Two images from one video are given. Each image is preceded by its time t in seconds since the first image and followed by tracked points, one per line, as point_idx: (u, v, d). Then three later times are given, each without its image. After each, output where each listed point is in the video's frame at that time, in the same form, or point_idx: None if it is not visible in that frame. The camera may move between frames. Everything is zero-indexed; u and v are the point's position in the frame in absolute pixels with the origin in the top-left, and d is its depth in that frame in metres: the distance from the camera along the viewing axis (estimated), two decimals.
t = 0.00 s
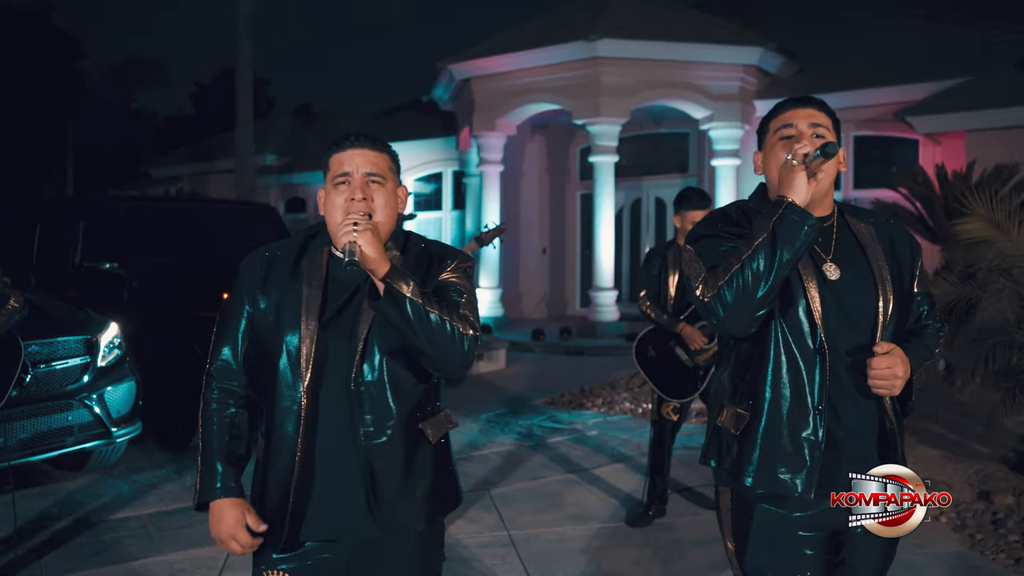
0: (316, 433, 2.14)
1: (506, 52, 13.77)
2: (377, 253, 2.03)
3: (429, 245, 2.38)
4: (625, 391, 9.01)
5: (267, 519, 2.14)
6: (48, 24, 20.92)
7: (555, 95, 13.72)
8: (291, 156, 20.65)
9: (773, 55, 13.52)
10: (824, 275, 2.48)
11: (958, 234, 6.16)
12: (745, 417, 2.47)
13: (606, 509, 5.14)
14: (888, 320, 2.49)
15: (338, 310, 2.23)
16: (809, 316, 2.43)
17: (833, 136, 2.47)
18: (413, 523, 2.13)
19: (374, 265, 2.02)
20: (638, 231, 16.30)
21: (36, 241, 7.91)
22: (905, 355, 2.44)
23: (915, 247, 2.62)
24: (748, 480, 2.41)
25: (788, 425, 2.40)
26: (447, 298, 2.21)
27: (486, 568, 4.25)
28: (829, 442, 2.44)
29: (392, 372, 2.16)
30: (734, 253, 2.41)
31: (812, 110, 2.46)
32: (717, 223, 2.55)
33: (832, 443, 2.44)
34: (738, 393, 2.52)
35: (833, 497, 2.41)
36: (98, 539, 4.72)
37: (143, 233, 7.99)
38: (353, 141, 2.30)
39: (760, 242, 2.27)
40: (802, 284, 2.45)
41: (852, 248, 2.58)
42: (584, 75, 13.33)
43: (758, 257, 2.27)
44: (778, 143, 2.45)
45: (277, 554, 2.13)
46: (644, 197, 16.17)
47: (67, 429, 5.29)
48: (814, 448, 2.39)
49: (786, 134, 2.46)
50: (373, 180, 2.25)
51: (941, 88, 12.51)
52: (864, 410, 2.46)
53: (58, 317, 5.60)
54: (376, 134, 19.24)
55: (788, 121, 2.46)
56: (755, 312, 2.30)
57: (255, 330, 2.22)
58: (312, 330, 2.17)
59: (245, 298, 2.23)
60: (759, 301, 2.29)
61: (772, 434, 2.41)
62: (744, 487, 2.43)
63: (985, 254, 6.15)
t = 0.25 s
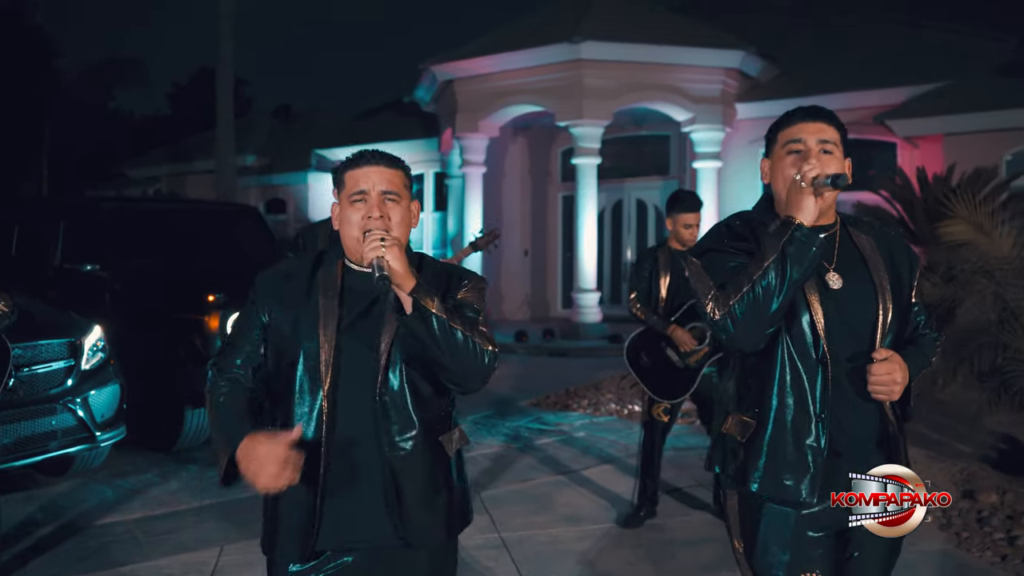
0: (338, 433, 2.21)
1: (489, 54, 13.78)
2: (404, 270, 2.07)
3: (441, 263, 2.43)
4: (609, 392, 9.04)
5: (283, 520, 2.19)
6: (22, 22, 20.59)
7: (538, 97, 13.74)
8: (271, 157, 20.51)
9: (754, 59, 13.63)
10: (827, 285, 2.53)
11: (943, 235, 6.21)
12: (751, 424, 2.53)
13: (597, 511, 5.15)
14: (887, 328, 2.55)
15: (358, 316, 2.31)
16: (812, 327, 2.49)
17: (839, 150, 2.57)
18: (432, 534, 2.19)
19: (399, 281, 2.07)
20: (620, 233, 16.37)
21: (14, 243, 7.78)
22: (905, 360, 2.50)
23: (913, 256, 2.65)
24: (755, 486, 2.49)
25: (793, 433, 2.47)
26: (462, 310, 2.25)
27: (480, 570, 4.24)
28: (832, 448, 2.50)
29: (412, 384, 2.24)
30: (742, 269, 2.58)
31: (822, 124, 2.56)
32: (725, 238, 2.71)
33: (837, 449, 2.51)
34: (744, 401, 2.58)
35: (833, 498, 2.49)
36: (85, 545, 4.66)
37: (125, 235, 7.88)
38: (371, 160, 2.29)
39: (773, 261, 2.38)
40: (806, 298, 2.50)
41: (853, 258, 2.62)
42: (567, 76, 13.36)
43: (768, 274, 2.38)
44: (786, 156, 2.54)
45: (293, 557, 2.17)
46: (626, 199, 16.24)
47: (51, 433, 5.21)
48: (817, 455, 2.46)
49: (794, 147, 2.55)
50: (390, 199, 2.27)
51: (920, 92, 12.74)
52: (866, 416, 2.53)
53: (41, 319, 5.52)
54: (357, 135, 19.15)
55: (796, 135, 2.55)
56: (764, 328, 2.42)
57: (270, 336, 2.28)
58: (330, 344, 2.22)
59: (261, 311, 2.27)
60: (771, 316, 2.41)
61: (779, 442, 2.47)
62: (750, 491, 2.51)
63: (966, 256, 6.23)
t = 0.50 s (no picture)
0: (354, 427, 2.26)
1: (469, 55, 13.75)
2: (415, 269, 2.10)
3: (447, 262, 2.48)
4: (591, 394, 9.06)
5: (295, 512, 2.19)
6: None
7: (517, 99, 13.74)
8: (247, 157, 20.32)
9: (731, 62, 13.73)
10: (816, 283, 2.59)
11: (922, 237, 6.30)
12: (746, 416, 2.54)
13: (583, 513, 5.14)
14: (875, 325, 2.59)
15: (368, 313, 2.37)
16: (803, 321, 2.53)
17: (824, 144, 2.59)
18: (448, 528, 2.26)
19: (410, 280, 2.11)
20: (598, 235, 16.42)
21: None
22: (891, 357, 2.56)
23: (898, 256, 2.70)
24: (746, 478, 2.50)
25: (786, 427, 2.49)
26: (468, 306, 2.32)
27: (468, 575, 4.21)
28: (821, 441, 2.52)
29: (423, 379, 2.29)
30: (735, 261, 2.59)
31: (806, 122, 2.57)
32: (715, 234, 2.73)
33: (826, 443, 2.52)
34: (735, 393, 2.60)
35: (833, 498, 2.51)
36: (65, 552, 4.57)
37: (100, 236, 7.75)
38: (361, 167, 2.29)
39: (764, 252, 2.40)
40: (796, 292, 2.55)
41: (839, 257, 2.68)
42: (546, 78, 13.37)
43: (760, 266, 2.40)
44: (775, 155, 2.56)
45: (307, 551, 2.18)
46: (604, 201, 16.30)
47: (29, 439, 5.12)
48: (807, 447, 2.48)
49: (782, 146, 2.57)
50: (390, 200, 2.27)
51: (895, 95, 12.93)
52: (853, 410, 2.55)
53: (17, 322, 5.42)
54: (334, 136, 19.03)
55: (783, 134, 2.57)
56: (757, 319, 2.43)
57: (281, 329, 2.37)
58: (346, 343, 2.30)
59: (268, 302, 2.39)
60: (761, 308, 2.42)
61: (773, 434, 2.49)
62: (741, 483, 2.52)
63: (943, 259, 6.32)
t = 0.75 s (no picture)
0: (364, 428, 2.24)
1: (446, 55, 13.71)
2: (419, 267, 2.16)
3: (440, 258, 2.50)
4: (569, 394, 9.06)
5: (291, 506, 2.17)
6: None
7: (495, 100, 13.72)
8: (220, 157, 20.09)
9: (707, 64, 13.82)
10: (791, 287, 2.60)
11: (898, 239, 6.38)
12: (720, 419, 2.55)
13: (567, 514, 5.14)
14: (847, 328, 2.62)
15: (370, 308, 2.34)
16: (779, 325, 2.55)
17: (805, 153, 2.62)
18: (453, 528, 2.27)
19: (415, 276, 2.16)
20: (575, 236, 16.48)
21: None
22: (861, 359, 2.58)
23: (869, 260, 2.71)
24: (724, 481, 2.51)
25: (759, 429, 2.50)
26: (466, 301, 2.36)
27: None
28: (796, 443, 2.53)
29: (425, 373, 2.31)
30: (713, 268, 2.58)
31: (789, 130, 2.60)
32: (692, 236, 2.70)
33: (800, 444, 2.53)
34: (710, 394, 2.61)
35: (834, 498, 2.54)
36: (42, 559, 4.48)
37: (73, 237, 7.59)
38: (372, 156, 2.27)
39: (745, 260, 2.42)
40: (772, 298, 2.56)
41: (815, 260, 2.68)
42: (524, 79, 13.37)
43: (740, 273, 2.43)
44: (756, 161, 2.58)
45: (309, 546, 2.15)
46: (581, 202, 16.34)
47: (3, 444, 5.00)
48: (783, 449, 2.49)
49: (765, 152, 2.59)
50: (388, 197, 2.26)
51: (868, 98, 13.10)
52: (824, 411, 2.57)
53: None
54: (309, 136, 18.88)
55: (765, 140, 2.59)
56: (736, 325, 2.44)
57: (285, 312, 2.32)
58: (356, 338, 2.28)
59: (272, 279, 2.34)
60: (743, 313, 2.44)
61: (749, 438, 2.50)
62: (719, 484, 2.52)
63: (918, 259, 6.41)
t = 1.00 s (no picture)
0: (369, 435, 2.21)
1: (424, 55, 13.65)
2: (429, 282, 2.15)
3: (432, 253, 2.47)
4: (548, 396, 9.03)
5: (288, 513, 2.14)
6: None
7: (473, 100, 13.68)
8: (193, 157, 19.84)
9: (684, 66, 13.89)
10: (753, 287, 2.61)
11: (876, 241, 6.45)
12: (681, 414, 2.54)
13: (551, 515, 5.12)
14: (805, 327, 2.62)
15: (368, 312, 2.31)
16: (740, 324, 2.56)
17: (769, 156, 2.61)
18: (451, 531, 2.26)
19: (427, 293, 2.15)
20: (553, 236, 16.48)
21: None
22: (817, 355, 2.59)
23: (828, 262, 2.72)
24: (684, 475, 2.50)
25: (719, 424, 2.50)
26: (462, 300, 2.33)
27: None
28: (754, 437, 2.52)
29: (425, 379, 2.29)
30: (677, 270, 2.59)
31: (753, 134, 2.59)
32: (660, 235, 2.69)
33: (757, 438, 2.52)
34: (670, 390, 2.60)
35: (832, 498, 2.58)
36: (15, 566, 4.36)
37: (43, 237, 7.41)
38: (357, 150, 2.25)
39: (710, 260, 2.42)
40: (733, 297, 2.57)
41: (778, 261, 2.66)
42: (502, 80, 13.34)
43: (705, 272, 2.43)
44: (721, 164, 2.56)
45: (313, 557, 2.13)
46: (558, 203, 16.34)
47: None
48: (741, 445, 2.49)
49: (730, 155, 2.58)
50: (382, 192, 2.22)
51: (843, 101, 13.24)
52: (783, 406, 2.56)
53: None
54: (284, 136, 18.69)
55: (730, 143, 2.57)
56: (697, 324, 2.44)
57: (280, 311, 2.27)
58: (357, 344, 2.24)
59: (261, 282, 2.28)
60: (708, 311, 2.44)
61: (707, 433, 2.50)
62: (677, 476, 2.51)
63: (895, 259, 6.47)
